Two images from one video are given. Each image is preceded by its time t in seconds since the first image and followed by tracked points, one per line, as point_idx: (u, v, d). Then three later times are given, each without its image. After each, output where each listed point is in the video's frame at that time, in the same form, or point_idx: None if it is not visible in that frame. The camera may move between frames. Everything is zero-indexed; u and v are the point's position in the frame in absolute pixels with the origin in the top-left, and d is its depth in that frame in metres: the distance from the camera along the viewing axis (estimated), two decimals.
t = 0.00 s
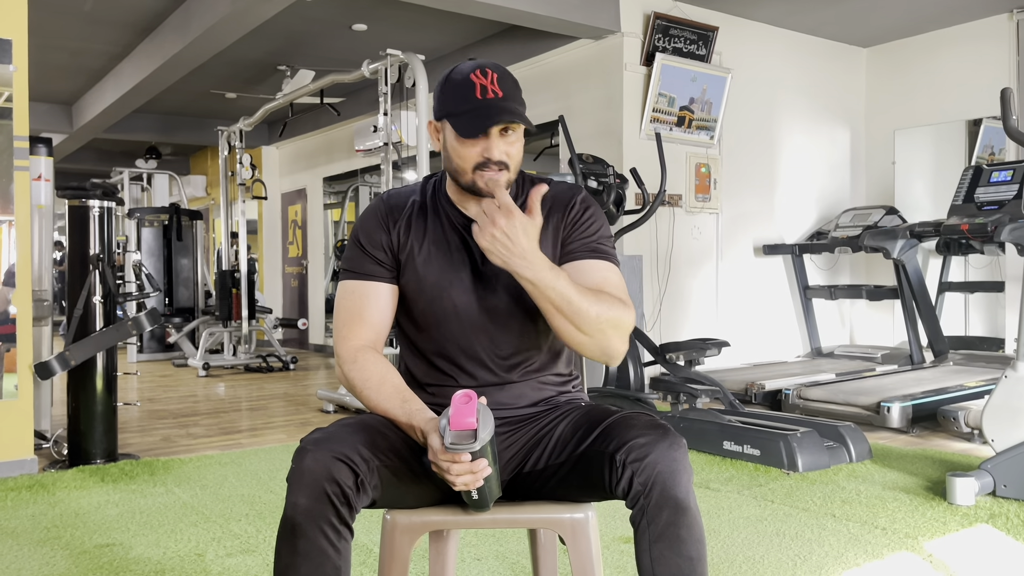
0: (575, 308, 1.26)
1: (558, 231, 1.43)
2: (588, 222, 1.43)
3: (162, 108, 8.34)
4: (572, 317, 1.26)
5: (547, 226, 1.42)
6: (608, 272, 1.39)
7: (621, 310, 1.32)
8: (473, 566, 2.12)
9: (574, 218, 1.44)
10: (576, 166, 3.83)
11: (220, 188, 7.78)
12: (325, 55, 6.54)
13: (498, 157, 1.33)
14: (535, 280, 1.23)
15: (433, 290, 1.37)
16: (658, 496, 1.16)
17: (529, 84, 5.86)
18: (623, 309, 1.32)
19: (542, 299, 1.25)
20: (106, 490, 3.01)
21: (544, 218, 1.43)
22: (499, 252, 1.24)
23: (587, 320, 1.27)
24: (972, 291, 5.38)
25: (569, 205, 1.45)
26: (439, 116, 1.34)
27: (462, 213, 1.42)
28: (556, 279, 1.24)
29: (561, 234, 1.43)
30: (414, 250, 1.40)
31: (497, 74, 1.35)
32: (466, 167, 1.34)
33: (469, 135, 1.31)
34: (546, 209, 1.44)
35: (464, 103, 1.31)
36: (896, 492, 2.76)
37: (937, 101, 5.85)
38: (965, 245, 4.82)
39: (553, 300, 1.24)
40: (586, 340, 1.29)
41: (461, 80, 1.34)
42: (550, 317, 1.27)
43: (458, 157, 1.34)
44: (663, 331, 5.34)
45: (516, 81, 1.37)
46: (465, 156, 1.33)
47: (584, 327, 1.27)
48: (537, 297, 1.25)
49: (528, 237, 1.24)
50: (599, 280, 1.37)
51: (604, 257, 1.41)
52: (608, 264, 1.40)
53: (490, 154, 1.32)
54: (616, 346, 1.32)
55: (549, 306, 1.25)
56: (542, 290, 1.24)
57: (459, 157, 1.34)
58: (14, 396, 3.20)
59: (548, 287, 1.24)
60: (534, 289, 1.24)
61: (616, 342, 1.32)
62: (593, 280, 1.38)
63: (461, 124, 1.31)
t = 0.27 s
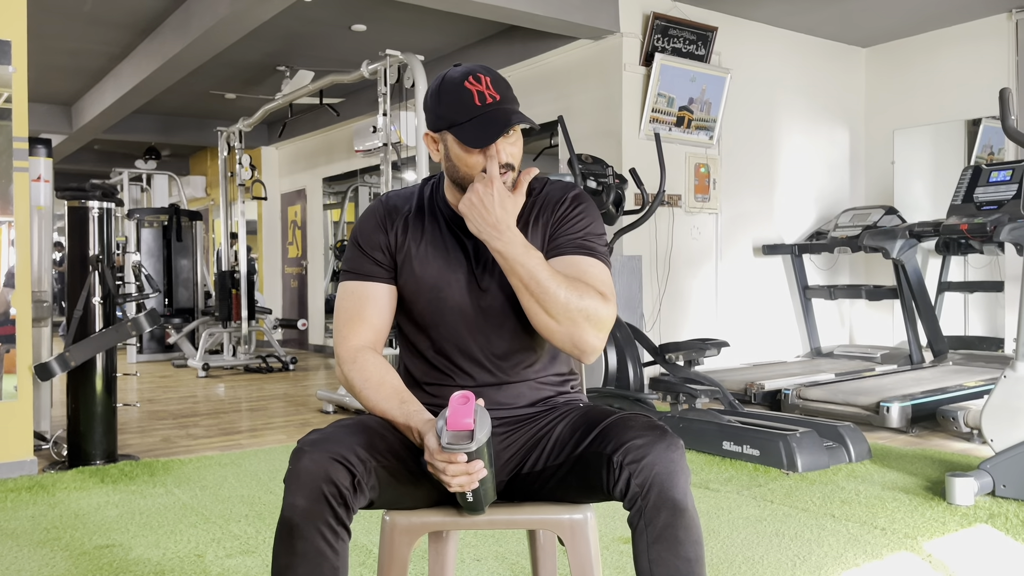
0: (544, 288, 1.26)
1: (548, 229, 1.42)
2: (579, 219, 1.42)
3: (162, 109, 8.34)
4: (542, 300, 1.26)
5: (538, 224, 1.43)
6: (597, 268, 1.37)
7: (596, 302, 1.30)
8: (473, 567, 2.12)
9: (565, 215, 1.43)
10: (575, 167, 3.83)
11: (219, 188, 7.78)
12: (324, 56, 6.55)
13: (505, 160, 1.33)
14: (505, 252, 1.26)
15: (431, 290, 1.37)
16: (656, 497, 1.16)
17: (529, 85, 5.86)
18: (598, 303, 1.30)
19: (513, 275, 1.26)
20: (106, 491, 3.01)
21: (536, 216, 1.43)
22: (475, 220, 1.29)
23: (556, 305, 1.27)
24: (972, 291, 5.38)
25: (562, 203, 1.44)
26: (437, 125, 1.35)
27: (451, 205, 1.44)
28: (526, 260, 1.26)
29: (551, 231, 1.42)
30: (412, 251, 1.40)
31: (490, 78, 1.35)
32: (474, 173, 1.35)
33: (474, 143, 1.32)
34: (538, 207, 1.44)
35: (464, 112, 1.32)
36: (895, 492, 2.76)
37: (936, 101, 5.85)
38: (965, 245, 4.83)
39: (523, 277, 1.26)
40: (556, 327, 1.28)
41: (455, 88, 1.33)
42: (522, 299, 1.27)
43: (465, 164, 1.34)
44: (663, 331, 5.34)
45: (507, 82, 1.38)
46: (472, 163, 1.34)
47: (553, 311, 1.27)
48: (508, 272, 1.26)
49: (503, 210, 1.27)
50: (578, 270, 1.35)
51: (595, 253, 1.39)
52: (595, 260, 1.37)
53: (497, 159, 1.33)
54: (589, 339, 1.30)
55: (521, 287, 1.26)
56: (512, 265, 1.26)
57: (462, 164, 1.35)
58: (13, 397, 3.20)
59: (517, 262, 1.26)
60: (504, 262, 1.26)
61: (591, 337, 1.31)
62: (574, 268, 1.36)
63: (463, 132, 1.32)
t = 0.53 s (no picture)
0: (538, 285, 1.26)
1: (545, 228, 1.43)
2: (576, 218, 1.42)
3: (161, 109, 8.34)
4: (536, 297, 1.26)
5: (534, 224, 1.43)
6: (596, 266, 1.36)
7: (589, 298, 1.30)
8: (472, 567, 2.12)
9: (562, 214, 1.43)
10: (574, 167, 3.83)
11: (218, 189, 7.78)
12: (323, 56, 6.55)
13: (505, 159, 1.34)
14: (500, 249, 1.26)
15: (430, 291, 1.37)
16: (655, 497, 1.16)
17: (527, 85, 5.86)
18: (593, 301, 1.30)
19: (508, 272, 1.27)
20: (105, 491, 3.01)
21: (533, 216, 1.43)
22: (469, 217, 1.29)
23: (550, 302, 1.27)
24: (971, 291, 5.38)
25: (560, 202, 1.44)
26: (434, 127, 1.35)
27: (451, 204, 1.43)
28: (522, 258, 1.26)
29: (548, 229, 1.43)
30: (410, 252, 1.40)
31: (484, 78, 1.35)
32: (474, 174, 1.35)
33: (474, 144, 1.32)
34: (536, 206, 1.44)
35: (461, 113, 1.32)
36: (894, 492, 2.76)
37: (934, 101, 5.86)
38: (964, 245, 4.83)
39: (517, 274, 1.26)
40: (551, 324, 1.28)
41: (450, 90, 1.33)
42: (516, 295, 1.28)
43: (465, 165, 1.34)
44: (662, 331, 5.35)
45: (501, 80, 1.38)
46: (472, 163, 1.34)
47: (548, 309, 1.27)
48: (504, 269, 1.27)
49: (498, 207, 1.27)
50: (573, 266, 1.35)
51: (593, 252, 1.38)
52: (592, 258, 1.37)
53: (496, 157, 1.33)
54: (584, 336, 1.30)
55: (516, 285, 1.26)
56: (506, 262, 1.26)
57: (462, 165, 1.35)
58: (12, 398, 3.20)
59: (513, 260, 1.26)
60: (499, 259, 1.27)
61: (586, 335, 1.30)
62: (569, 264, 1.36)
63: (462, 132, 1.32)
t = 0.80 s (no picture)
0: (534, 285, 1.26)
1: (542, 228, 1.43)
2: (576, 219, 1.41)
3: (159, 109, 8.34)
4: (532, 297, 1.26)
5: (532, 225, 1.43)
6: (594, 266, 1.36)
7: (585, 298, 1.30)
8: (470, 567, 2.12)
9: (559, 213, 1.43)
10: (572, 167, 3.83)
11: (217, 189, 7.77)
12: (322, 56, 6.54)
13: (502, 157, 1.34)
14: (495, 249, 1.26)
15: (427, 291, 1.37)
16: (653, 496, 1.16)
17: (526, 85, 5.86)
18: (589, 302, 1.30)
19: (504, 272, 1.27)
20: (103, 491, 3.01)
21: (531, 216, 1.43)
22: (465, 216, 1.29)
23: (546, 303, 1.26)
24: (969, 291, 5.39)
25: (557, 202, 1.44)
26: (433, 125, 1.34)
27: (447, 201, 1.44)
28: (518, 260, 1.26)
29: (545, 229, 1.42)
30: (407, 252, 1.40)
31: (482, 76, 1.36)
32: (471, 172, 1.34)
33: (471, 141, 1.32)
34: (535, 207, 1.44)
35: (459, 110, 1.31)
36: (892, 491, 2.76)
37: (933, 100, 5.86)
38: (962, 245, 4.83)
39: (513, 274, 1.26)
40: (547, 324, 1.28)
41: (448, 85, 1.34)
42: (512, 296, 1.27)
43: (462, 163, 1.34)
44: (660, 331, 5.35)
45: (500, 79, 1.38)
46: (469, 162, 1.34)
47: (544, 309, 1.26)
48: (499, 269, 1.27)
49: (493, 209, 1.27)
50: (570, 267, 1.35)
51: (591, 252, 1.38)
52: (589, 258, 1.37)
53: (493, 156, 1.33)
54: (581, 336, 1.30)
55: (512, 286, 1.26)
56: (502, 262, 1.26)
57: (460, 163, 1.35)
58: (10, 397, 3.19)
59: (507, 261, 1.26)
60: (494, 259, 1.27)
61: (582, 336, 1.30)
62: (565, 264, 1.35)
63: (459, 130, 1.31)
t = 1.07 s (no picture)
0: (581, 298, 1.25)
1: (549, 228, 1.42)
2: (580, 219, 1.43)
3: (157, 108, 8.33)
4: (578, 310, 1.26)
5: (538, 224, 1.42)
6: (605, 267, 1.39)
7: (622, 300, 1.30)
8: (469, 565, 2.12)
9: (568, 217, 1.43)
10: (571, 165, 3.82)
11: (215, 188, 7.76)
12: (320, 54, 6.54)
13: (462, 134, 1.36)
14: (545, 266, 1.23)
15: (423, 288, 1.37)
16: (650, 494, 1.16)
17: (525, 83, 5.86)
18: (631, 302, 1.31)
19: (553, 292, 1.24)
20: (101, 490, 3.00)
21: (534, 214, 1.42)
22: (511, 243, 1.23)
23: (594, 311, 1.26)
24: (967, 290, 5.40)
25: (560, 200, 1.45)
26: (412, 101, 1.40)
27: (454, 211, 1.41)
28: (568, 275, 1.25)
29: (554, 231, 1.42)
30: (402, 249, 1.39)
31: (465, 59, 1.38)
32: (434, 146, 1.38)
33: (433, 115, 1.36)
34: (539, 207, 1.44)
35: (428, 85, 1.36)
36: (890, 490, 2.77)
37: (931, 100, 5.86)
38: (960, 244, 4.84)
39: (560, 290, 1.24)
40: (593, 332, 1.28)
41: (429, 65, 1.38)
42: (555, 308, 1.26)
43: (427, 138, 1.38)
44: (659, 330, 5.35)
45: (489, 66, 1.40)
46: (432, 136, 1.38)
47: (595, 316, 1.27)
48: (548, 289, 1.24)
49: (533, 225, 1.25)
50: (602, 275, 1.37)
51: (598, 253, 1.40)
52: (606, 260, 1.40)
53: (454, 133, 1.36)
54: (624, 340, 1.31)
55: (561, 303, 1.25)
56: (551, 281, 1.24)
57: (428, 140, 1.38)
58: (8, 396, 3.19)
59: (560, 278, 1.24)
60: (542, 278, 1.24)
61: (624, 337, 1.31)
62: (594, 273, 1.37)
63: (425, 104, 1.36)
